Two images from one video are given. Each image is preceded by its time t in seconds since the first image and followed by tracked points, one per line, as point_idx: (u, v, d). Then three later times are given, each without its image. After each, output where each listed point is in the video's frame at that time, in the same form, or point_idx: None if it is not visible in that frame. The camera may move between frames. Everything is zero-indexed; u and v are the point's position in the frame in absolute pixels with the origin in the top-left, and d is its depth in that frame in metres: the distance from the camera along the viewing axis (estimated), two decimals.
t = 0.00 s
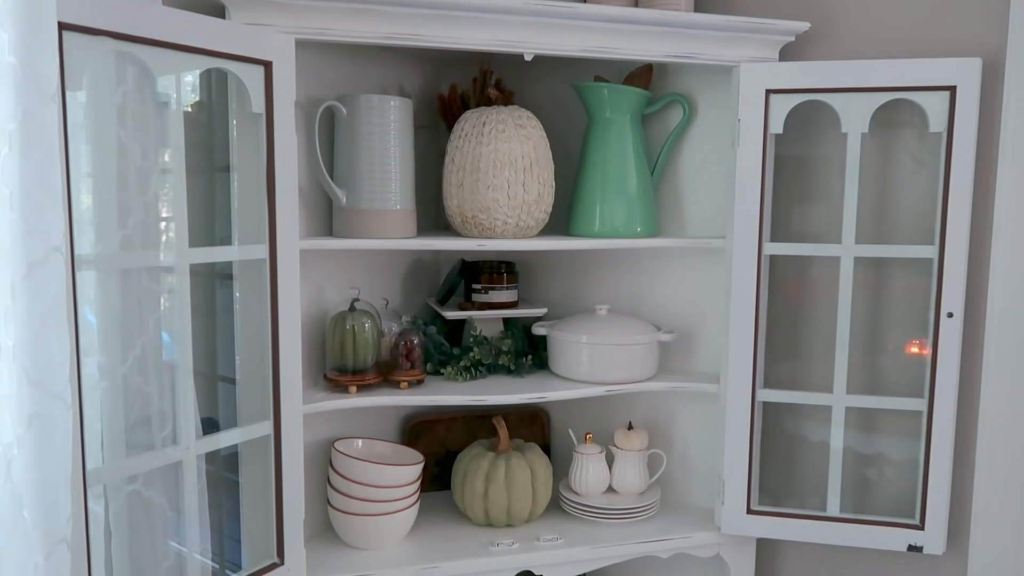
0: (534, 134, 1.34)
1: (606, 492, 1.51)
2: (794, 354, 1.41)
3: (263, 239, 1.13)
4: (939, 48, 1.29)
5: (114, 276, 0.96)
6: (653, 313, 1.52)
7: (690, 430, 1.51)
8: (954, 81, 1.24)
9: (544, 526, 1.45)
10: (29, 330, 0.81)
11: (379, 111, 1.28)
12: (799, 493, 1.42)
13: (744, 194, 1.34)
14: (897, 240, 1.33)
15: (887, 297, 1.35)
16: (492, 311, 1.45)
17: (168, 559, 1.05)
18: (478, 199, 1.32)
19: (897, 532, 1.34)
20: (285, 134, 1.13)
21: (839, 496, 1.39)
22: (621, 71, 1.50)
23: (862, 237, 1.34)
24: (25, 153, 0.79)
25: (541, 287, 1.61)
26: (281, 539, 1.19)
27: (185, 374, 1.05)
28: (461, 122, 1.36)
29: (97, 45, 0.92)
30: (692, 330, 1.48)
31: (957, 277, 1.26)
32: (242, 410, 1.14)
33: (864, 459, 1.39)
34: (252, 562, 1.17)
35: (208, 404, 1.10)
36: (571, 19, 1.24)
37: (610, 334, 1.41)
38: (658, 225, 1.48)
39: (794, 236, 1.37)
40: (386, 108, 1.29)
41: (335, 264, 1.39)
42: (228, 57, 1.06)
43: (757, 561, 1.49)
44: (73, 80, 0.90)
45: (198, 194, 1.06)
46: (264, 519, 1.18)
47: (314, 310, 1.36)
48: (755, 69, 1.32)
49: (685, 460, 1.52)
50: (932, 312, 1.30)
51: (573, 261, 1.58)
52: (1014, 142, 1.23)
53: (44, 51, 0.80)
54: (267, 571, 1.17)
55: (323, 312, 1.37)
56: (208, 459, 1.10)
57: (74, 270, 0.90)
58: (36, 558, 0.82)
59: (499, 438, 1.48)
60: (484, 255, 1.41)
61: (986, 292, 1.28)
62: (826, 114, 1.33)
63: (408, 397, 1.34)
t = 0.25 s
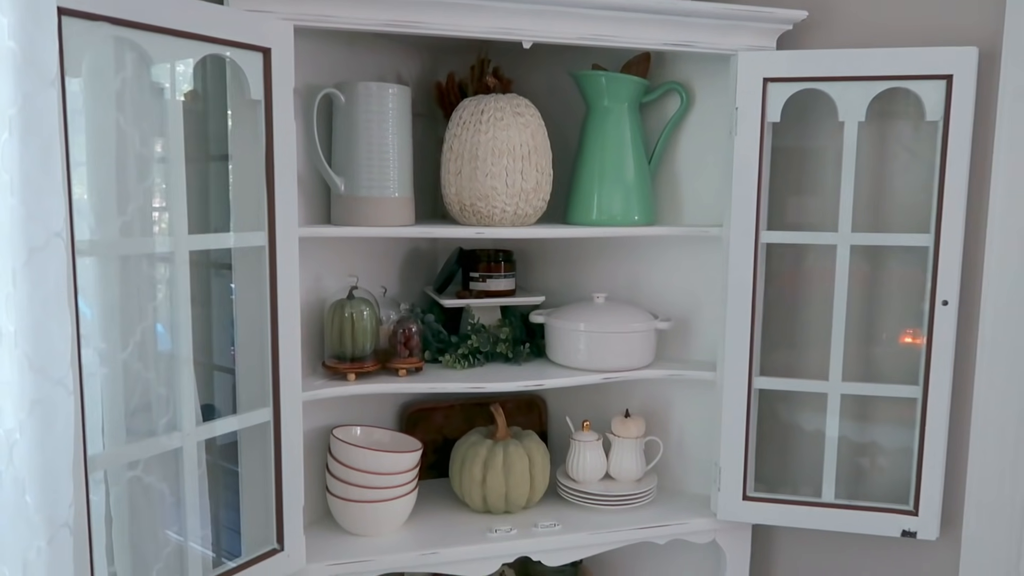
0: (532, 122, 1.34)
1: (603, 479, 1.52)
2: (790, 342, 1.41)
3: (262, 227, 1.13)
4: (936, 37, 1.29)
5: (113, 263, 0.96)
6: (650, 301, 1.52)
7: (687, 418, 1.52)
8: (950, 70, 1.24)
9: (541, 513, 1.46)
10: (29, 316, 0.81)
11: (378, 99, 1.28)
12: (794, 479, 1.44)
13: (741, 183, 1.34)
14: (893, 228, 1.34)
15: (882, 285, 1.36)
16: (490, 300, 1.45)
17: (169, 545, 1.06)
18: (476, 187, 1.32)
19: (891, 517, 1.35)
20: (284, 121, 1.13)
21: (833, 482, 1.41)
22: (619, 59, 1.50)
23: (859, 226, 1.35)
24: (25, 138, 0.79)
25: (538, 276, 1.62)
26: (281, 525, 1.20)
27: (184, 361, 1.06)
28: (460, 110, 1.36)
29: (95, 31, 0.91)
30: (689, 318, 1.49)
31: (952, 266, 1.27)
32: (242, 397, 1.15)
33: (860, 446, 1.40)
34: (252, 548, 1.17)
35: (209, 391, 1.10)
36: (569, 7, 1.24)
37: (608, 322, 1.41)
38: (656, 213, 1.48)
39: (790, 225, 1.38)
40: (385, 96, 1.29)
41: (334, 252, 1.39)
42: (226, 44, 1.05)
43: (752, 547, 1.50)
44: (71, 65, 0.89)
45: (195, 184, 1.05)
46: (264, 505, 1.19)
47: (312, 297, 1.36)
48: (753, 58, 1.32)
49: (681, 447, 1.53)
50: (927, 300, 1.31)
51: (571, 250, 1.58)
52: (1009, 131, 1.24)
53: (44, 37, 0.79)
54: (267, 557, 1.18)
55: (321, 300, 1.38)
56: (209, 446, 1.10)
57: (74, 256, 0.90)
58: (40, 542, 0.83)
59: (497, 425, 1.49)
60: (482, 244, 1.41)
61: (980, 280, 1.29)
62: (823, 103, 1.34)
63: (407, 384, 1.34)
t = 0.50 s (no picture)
0: (532, 110, 1.34)
1: (600, 467, 1.53)
2: (787, 329, 1.42)
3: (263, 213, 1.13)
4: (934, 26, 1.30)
5: (114, 248, 0.96)
6: (647, 289, 1.53)
7: (683, 405, 1.53)
8: (948, 59, 1.25)
9: (539, 499, 1.47)
10: (33, 301, 0.81)
11: (377, 86, 1.28)
12: (790, 465, 1.45)
13: (739, 171, 1.35)
14: (889, 217, 1.35)
15: (879, 272, 1.37)
16: (488, 287, 1.46)
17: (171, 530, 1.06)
18: (475, 174, 1.32)
19: (886, 503, 1.36)
20: (285, 106, 1.12)
21: (828, 468, 1.42)
22: (617, 48, 1.50)
23: (855, 214, 1.36)
24: (28, 123, 0.79)
25: (536, 264, 1.63)
26: (282, 511, 1.20)
27: (186, 347, 1.06)
28: (459, 98, 1.36)
29: (96, 15, 0.91)
30: (686, 306, 1.50)
31: (947, 253, 1.28)
32: (242, 383, 1.15)
33: (855, 431, 1.41)
34: (252, 534, 1.18)
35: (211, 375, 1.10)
36: None
37: (605, 309, 1.42)
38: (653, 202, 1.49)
39: (787, 213, 1.39)
40: (384, 83, 1.28)
41: (333, 240, 1.39)
42: (227, 29, 1.05)
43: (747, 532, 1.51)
44: (73, 50, 0.89)
45: (198, 172, 1.05)
46: (264, 491, 1.19)
47: (312, 285, 1.36)
48: (751, 46, 1.32)
49: (678, 434, 1.54)
50: (923, 288, 1.32)
51: (569, 238, 1.59)
52: (1005, 120, 1.25)
53: (46, 20, 0.79)
54: (267, 542, 1.18)
55: (320, 288, 1.38)
56: (211, 431, 1.11)
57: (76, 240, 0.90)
58: (44, 527, 0.84)
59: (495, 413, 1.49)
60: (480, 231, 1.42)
61: (975, 267, 1.31)
62: (820, 92, 1.34)
63: (406, 371, 1.35)
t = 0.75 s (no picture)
0: (531, 92, 1.34)
1: (598, 448, 1.54)
2: (783, 310, 1.44)
3: (263, 194, 1.13)
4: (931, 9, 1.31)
5: (116, 228, 0.96)
6: (645, 272, 1.54)
7: (680, 386, 1.54)
8: (945, 42, 1.26)
9: (538, 479, 1.49)
10: (37, 280, 0.81)
11: (376, 68, 1.28)
12: (786, 445, 1.46)
13: (737, 153, 1.35)
14: (885, 199, 1.36)
15: (875, 254, 1.38)
16: (486, 270, 1.46)
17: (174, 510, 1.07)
18: (474, 157, 1.32)
19: (880, 481, 1.38)
20: (285, 87, 1.12)
21: (823, 448, 1.44)
22: (615, 31, 1.50)
23: (851, 196, 1.37)
24: (30, 102, 0.79)
25: (534, 247, 1.63)
26: (284, 492, 1.21)
27: (188, 328, 1.06)
28: (458, 80, 1.36)
29: None
30: (683, 288, 1.51)
31: (943, 235, 1.29)
32: (243, 364, 1.15)
33: (851, 412, 1.43)
34: (254, 514, 1.18)
35: (213, 356, 1.11)
36: None
37: (603, 292, 1.43)
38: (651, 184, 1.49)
39: (784, 195, 1.40)
40: (383, 65, 1.28)
41: (332, 222, 1.39)
42: (227, 9, 1.04)
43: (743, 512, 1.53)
44: (74, 29, 0.89)
45: (199, 153, 1.05)
46: (266, 471, 1.20)
47: (311, 267, 1.36)
48: (750, 29, 1.33)
49: (675, 415, 1.55)
50: (918, 269, 1.33)
51: (566, 221, 1.59)
52: (1001, 103, 1.26)
53: None
54: (269, 522, 1.19)
55: (320, 270, 1.38)
56: (213, 412, 1.11)
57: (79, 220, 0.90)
58: (51, 505, 0.84)
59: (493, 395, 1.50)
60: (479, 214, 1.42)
61: (970, 248, 1.32)
62: (818, 75, 1.35)
63: (405, 353, 1.35)
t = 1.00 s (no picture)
0: (533, 77, 1.35)
1: (598, 430, 1.56)
2: (782, 294, 1.45)
3: (268, 177, 1.13)
4: None
5: (126, 210, 0.97)
6: (646, 256, 1.55)
7: (681, 369, 1.56)
8: (944, 26, 1.27)
9: (540, 461, 1.50)
10: (50, 260, 0.82)
11: (379, 52, 1.28)
12: (785, 427, 1.48)
13: (738, 138, 1.36)
14: (884, 183, 1.37)
15: (874, 237, 1.39)
16: (488, 254, 1.47)
17: (184, 489, 1.08)
18: (477, 141, 1.33)
19: (877, 462, 1.40)
20: (290, 71, 1.12)
21: (821, 429, 1.45)
22: (617, 15, 1.51)
23: (851, 180, 1.38)
24: (42, 85, 0.79)
25: (535, 231, 1.64)
26: (291, 473, 1.22)
27: (197, 309, 1.07)
28: (460, 64, 1.36)
29: None
30: (683, 272, 1.52)
31: (941, 218, 1.31)
32: (250, 346, 1.16)
33: (849, 394, 1.45)
34: (261, 495, 1.20)
35: (220, 337, 1.12)
36: None
37: (605, 275, 1.44)
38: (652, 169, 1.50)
39: (784, 180, 1.41)
40: (386, 49, 1.28)
41: (335, 206, 1.40)
42: None
43: (742, 492, 1.55)
44: (83, 11, 0.90)
45: (206, 136, 1.06)
46: (272, 453, 1.21)
47: (314, 251, 1.37)
48: (751, 14, 1.33)
49: (675, 397, 1.57)
50: (916, 252, 1.35)
51: (568, 205, 1.60)
52: (999, 87, 1.27)
53: None
54: (276, 503, 1.20)
55: (324, 254, 1.39)
56: (221, 393, 1.12)
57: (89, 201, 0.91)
58: (65, 484, 0.85)
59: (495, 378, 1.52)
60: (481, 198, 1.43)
61: (967, 232, 1.34)
62: (818, 60, 1.36)
63: (409, 336, 1.36)
